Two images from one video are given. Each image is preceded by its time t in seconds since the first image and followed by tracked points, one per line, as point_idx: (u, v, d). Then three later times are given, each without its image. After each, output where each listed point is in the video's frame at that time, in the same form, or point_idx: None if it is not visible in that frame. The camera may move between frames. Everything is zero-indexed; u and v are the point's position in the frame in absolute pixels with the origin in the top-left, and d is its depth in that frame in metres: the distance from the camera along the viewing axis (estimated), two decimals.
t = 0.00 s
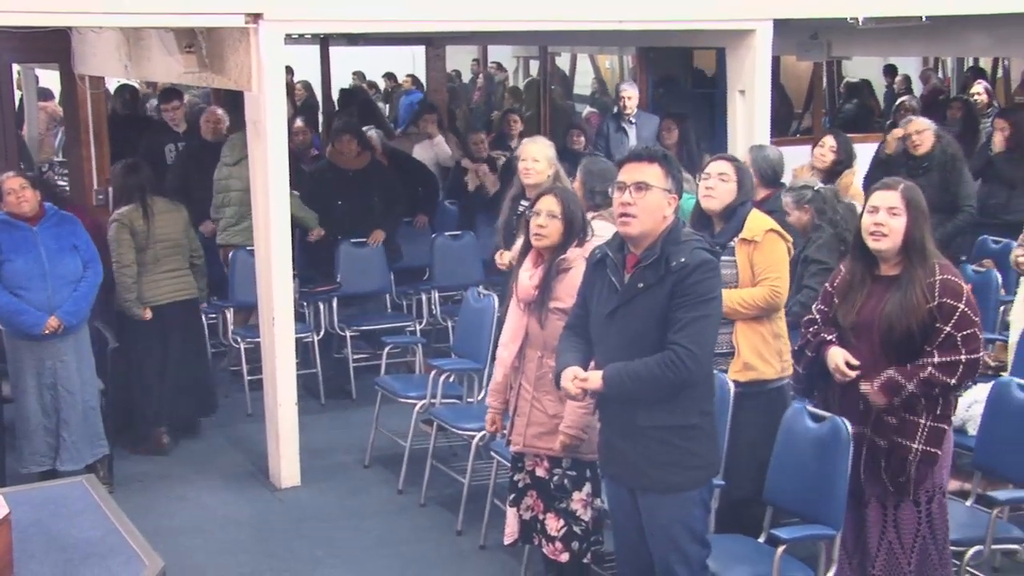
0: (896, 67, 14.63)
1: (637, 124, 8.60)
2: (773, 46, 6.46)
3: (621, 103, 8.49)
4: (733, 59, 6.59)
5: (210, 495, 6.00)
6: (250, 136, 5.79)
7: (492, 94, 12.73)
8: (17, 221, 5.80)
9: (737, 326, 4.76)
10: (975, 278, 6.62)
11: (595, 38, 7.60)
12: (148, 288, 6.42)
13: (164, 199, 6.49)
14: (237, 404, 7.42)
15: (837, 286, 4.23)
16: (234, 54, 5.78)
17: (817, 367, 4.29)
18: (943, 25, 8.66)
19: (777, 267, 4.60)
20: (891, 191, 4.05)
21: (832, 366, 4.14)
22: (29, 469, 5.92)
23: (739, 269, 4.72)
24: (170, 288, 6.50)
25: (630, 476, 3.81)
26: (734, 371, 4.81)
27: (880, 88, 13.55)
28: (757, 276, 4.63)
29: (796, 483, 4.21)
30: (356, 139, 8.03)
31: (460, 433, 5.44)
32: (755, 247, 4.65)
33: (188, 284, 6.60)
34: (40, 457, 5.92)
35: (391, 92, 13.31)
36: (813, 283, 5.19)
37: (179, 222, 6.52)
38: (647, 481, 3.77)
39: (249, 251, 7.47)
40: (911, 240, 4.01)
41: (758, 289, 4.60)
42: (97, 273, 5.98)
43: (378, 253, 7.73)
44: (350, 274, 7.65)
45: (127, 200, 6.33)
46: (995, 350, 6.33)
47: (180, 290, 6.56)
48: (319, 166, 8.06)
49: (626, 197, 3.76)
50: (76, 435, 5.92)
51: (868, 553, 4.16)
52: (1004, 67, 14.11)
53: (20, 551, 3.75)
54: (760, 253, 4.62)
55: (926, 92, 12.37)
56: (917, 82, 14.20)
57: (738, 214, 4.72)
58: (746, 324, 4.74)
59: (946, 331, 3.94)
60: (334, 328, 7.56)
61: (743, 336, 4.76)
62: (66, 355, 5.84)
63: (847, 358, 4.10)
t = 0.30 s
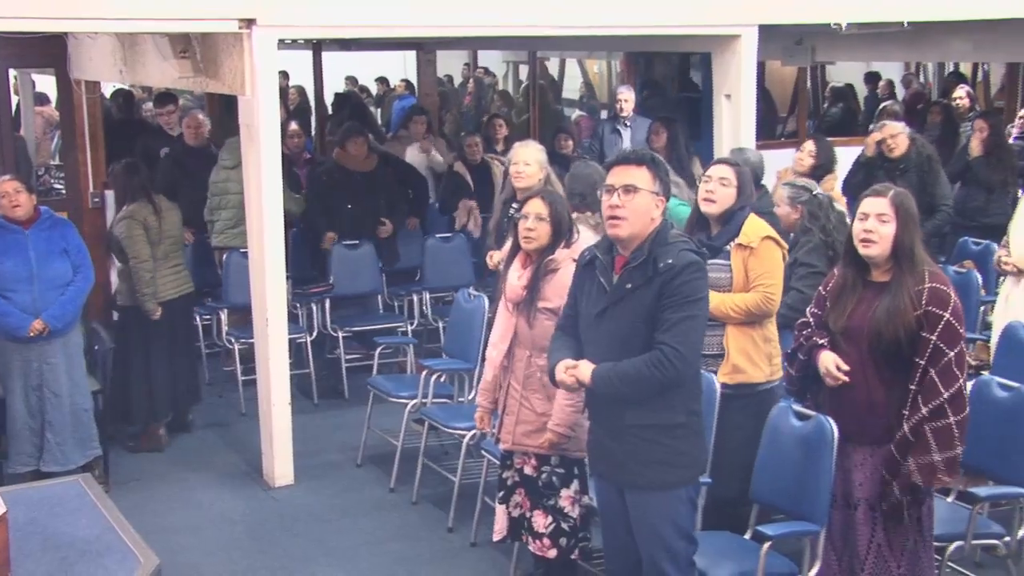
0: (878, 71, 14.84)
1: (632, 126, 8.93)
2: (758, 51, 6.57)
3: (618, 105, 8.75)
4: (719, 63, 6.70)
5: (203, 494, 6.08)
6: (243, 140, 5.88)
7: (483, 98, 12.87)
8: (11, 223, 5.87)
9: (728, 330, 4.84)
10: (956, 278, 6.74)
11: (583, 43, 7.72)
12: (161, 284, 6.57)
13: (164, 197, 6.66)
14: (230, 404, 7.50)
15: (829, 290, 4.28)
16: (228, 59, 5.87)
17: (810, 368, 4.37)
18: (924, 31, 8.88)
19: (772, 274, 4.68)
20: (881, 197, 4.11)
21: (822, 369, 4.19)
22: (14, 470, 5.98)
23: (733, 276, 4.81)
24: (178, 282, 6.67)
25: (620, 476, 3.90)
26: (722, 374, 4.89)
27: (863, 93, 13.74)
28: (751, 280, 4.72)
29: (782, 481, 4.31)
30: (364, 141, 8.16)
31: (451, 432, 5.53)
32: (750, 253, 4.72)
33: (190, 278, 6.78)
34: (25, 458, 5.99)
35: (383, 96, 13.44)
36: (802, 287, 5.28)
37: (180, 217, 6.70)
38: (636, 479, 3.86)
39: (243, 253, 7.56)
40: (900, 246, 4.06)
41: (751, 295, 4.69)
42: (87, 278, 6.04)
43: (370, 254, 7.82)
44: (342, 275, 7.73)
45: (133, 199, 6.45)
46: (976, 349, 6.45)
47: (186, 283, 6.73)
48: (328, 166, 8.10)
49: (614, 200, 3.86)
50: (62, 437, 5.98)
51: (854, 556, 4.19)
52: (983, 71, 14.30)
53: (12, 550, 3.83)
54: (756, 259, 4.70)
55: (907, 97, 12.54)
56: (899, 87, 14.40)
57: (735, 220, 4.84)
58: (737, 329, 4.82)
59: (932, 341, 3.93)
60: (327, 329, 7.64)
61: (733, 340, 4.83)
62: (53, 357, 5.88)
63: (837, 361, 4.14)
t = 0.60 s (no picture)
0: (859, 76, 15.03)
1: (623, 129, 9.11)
2: (741, 55, 6.68)
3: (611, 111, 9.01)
4: (702, 68, 6.81)
5: (193, 492, 6.16)
6: (235, 143, 5.96)
7: (471, 102, 13.00)
8: (3, 225, 5.95)
9: (724, 331, 4.90)
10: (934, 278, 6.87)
11: (568, 48, 7.84)
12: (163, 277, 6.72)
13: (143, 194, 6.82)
14: (221, 403, 7.58)
15: (817, 291, 4.39)
16: (219, 63, 5.95)
17: (795, 368, 4.46)
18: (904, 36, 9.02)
19: (772, 278, 4.77)
20: (867, 199, 4.19)
21: (806, 370, 4.29)
22: (3, 469, 6.08)
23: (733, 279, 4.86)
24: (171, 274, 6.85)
25: (608, 473, 3.99)
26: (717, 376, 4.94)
27: (844, 98, 13.91)
28: (752, 283, 4.79)
29: (764, 478, 4.40)
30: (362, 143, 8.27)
31: (440, 430, 5.62)
32: (752, 257, 4.80)
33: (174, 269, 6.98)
34: (12, 457, 6.08)
35: (373, 100, 13.55)
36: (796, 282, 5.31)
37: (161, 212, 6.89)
38: (623, 476, 3.95)
39: (234, 255, 7.64)
40: (884, 248, 4.15)
41: (751, 297, 4.77)
42: (76, 281, 6.09)
43: (359, 256, 7.91)
44: (332, 277, 7.82)
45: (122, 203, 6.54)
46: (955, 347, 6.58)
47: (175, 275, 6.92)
48: (326, 169, 8.18)
49: (602, 201, 3.96)
50: (51, 437, 6.04)
51: (835, 552, 4.29)
52: (962, 76, 14.49)
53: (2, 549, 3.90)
54: (757, 263, 4.79)
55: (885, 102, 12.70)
56: (880, 91, 14.58)
57: (736, 223, 4.85)
58: (734, 330, 4.89)
59: (919, 343, 4.01)
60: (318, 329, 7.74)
61: (730, 341, 4.91)
62: (41, 358, 5.94)
63: (818, 362, 4.24)
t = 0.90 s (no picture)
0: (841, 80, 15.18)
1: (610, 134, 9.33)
2: (724, 59, 6.78)
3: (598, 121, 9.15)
4: (686, 71, 6.90)
5: (185, 491, 6.22)
6: (226, 145, 6.03)
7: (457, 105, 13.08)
8: None
9: (725, 335, 4.96)
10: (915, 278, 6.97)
11: (552, 51, 7.94)
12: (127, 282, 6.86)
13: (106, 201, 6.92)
14: (212, 403, 7.65)
15: (803, 289, 4.47)
16: (209, 66, 6.02)
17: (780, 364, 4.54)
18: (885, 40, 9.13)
19: (773, 285, 4.87)
20: (849, 200, 4.26)
21: (789, 367, 4.36)
22: None
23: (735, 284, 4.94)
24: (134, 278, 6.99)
25: (594, 470, 4.07)
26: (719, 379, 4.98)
27: (826, 101, 14.05)
28: (755, 288, 4.88)
29: (747, 475, 4.47)
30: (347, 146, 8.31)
31: (428, 428, 5.69)
32: (755, 263, 4.89)
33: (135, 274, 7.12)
34: (8, 456, 6.14)
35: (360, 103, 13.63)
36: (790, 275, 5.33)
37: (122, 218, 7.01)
38: (610, 473, 4.03)
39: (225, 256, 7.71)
40: (863, 248, 4.22)
41: (754, 303, 4.85)
42: (72, 282, 6.16)
43: (348, 257, 7.98)
44: (321, 278, 7.89)
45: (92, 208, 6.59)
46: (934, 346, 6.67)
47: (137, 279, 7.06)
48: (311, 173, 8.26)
49: (590, 203, 4.03)
50: (48, 436, 6.11)
51: (817, 546, 4.37)
52: (942, 79, 14.65)
53: None
54: (760, 271, 4.88)
55: (868, 104, 12.79)
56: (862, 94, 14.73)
57: (737, 228, 4.89)
58: (734, 335, 4.96)
59: (893, 344, 4.11)
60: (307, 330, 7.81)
61: (732, 344, 4.96)
62: (39, 358, 6.00)
63: (801, 359, 4.31)
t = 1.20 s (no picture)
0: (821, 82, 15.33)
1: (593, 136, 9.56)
2: (707, 61, 6.85)
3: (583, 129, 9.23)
4: (670, 72, 6.97)
5: (175, 489, 6.26)
6: (213, 147, 6.07)
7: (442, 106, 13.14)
8: None
9: (713, 336, 5.02)
10: (895, 277, 7.05)
11: (536, 53, 8.01)
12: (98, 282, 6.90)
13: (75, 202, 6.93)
14: (201, 403, 7.69)
15: (785, 284, 4.54)
16: (197, 68, 6.06)
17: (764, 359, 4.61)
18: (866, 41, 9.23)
19: (762, 288, 4.94)
20: (824, 198, 4.33)
21: (764, 359, 4.49)
22: None
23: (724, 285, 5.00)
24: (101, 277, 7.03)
25: (580, 468, 4.13)
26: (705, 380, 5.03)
27: (807, 102, 14.18)
28: (744, 290, 4.95)
29: (731, 472, 4.52)
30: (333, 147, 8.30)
31: (414, 427, 5.74)
32: (744, 266, 4.95)
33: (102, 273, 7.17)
34: (8, 454, 6.16)
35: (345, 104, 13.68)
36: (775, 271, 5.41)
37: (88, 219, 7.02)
38: (596, 471, 4.08)
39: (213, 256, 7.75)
40: (832, 246, 4.27)
41: (742, 305, 4.93)
42: (72, 282, 6.19)
43: (335, 258, 8.03)
44: (307, 279, 7.94)
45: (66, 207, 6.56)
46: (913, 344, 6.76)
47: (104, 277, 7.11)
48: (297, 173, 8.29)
49: (577, 203, 4.09)
50: (48, 433, 6.16)
51: (791, 538, 4.44)
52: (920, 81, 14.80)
53: None
54: (750, 274, 4.94)
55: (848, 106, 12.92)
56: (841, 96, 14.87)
57: (728, 230, 4.95)
58: (722, 337, 5.03)
59: (856, 343, 4.15)
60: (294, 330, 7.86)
61: (720, 345, 5.03)
62: (38, 357, 6.03)
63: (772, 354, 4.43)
